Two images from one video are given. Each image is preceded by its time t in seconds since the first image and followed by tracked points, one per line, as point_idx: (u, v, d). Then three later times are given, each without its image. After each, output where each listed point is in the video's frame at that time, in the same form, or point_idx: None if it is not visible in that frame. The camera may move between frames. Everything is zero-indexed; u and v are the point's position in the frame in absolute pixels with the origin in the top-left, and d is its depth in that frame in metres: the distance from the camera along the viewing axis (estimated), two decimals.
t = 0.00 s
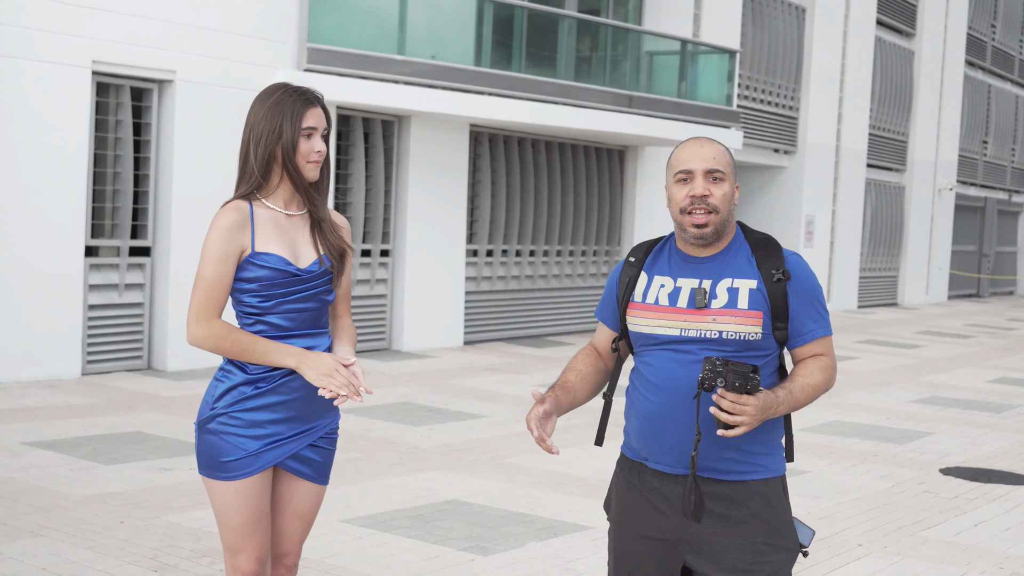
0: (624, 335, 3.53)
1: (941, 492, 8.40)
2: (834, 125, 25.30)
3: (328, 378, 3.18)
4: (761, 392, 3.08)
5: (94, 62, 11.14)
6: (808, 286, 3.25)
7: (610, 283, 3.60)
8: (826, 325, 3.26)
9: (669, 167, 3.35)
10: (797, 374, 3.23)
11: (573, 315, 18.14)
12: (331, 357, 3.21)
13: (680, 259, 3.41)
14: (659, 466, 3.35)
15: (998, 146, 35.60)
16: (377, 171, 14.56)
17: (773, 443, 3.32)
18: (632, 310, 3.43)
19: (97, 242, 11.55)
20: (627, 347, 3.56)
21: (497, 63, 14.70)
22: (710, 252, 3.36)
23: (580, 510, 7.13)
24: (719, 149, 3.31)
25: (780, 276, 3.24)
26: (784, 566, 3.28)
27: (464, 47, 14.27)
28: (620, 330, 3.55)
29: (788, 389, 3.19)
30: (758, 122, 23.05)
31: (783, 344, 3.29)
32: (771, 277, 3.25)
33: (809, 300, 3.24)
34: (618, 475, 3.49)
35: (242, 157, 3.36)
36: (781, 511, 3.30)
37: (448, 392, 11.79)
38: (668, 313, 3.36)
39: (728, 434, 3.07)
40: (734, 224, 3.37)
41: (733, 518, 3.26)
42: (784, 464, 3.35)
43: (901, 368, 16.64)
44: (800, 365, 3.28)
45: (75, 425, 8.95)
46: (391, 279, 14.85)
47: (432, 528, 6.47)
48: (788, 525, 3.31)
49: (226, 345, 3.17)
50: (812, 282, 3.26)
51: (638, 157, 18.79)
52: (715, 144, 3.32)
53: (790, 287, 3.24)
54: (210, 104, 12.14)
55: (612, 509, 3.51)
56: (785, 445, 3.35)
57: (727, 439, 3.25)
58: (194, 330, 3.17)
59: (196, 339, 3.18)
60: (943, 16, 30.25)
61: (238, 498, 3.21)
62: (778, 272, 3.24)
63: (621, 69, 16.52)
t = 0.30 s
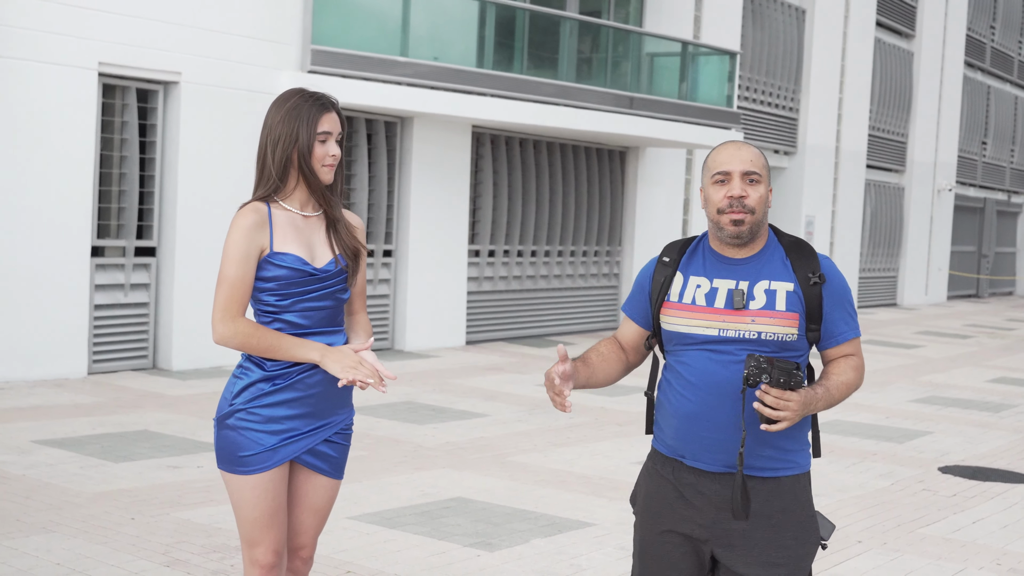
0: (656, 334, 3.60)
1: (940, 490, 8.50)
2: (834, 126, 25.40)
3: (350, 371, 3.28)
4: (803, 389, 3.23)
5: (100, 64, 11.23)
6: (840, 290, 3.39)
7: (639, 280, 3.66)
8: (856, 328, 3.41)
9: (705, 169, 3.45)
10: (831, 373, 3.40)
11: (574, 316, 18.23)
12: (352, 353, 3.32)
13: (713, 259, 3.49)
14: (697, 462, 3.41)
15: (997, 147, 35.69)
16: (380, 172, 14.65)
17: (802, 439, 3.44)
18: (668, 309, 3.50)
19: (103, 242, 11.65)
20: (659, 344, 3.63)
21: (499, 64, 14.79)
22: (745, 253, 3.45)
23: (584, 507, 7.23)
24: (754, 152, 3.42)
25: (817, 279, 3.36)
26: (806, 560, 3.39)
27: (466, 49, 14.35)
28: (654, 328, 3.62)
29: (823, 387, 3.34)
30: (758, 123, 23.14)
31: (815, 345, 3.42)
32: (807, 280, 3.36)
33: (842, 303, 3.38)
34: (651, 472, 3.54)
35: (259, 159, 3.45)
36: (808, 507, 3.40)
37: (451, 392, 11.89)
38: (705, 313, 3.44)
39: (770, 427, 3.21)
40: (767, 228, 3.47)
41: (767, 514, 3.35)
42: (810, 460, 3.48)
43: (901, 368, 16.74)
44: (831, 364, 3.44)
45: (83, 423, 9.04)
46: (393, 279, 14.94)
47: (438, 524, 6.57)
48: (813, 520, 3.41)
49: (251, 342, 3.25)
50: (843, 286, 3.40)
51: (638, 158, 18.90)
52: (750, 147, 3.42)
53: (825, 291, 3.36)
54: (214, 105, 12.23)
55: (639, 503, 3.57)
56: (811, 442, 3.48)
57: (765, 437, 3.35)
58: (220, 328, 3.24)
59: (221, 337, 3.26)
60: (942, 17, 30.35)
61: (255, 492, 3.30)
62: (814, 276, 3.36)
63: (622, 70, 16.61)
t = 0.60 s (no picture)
0: (677, 342, 3.64)
1: (936, 489, 8.58)
2: (832, 127, 25.48)
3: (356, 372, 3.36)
4: (830, 394, 3.32)
5: (104, 66, 11.32)
6: (858, 296, 3.46)
7: (659, 289, 3.69)
8: (874, 330, 3.49)
9: (722, 184, 3.53)
10: (853, 375, 3.49)
11: (574, 316, 18.30)
12: (357, 354, 3.41)
13: (734, 269, 3.55)
14: (723, 465, 3.48)
15: (996, 147, 35.76)
16: (380, 173, 14.72)
17: (822, 439, 3.51)
18: (691, 320, 3.56)
19: (106, 243, 11.73)
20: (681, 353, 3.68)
21: (499, 66, 14.87)
22: (765, 263, 3.52)
23: (584, 506, 7.32)
24: (769, 164, 3.50)
25: (836, 286, 3.43)
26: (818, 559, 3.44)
27: (466, 51, 14.42)
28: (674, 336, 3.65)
29: (845, 390, 3.45)
30: (757, 125, 23.22)
31: (835, 349, 3.50)
32: (827, 288, 3.43)
33: (860, 308, 3.46)
34: (675, 470, 3.62)
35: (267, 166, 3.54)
36: (824, 509, 3.48)
37: (453, 392, 11.97)
38: (729, 323, 3.50)
39: (800, 432, 3.28)
40: (784, 237, 3.54)
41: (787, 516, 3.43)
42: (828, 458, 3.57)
43: (899, 368, 16.82)
44: (851, 366, 3.52)
45: (88, 423, 9.13)
46: (394, 280, 15.02)
47: (440, 522, 6.66)
48: (825, 518, 3.48)
49: (260, 345, 3.34)
50: (861, 291, 3.48)
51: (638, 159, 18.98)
52: (765, 159, 3.50)
53: (844, 297, 3.44)
54: (217, 107, 12.32)
55: (653, 495, 3.63)
56: (830, 441, 3.56)
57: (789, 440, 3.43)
58: (229, 331, 3.33)
59: (230, 339, 3.34)
60: (940, 19, 30.44)
61: (264, 489, 3.39)
62: (833, 283, 3.43)
63: (621, 72, 16.68)
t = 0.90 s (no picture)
0: (677, 340, 3.49)
1: (928, 487, 8.66)
2: (830, 127, 25.58)
3: (353, 368, 3.45)
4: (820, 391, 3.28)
5: (103, 68, 11.39)
6: (852, 300, 3.40)
7: (658, 286, 3.54)
8: (865, 334, 3.43)
9: (717, 193, 3.40)
10: (842, 376, 3.43)
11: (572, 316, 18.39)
12: (352, 350, 3.49)
13: (732, 269, 3.45)
14: (715, 461, 3.40)
15: (993, 148, 35.89)
16: (379, 174, 14.81)
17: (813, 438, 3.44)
18: (688, 317, 3.45)
19: (105, 243, 11.80)
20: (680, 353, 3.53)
21: (497, 67, 14.94)
22: (763, 265, 3.42)
23: (578, 504, 7.38)
24: (761, 169, 3.39)
25: (831, 289, 3.35)
26: (807, 556, 3.38)
27: (464, 53, 14.50)
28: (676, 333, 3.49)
29: (833, 389, 3.38)
30: (754, 125, 23.30)
31: (826, 351, 3.43)
32: (822, 290, 3.36)
33: (853, 312, 3.40)
34: (664, 469, 3.52)
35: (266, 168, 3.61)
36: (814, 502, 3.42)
37: (450, 391, 12.04)
38: (726, 320, 3.40)
39: (789, 427, 3.24)
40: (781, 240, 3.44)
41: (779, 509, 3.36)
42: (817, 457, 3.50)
43: (894, 368, 16.90)
44: (840, 369, 3.46)
45: (87, 422, 9.19)
46: (392, 280, 15.11)
47: (435, 520, 6.72)
48: (814, 515, 3.41)
49: (259, 344, 3.42)
50: (854, 296, 3.42)
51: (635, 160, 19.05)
52: (757, 165, 3.39)
53: (839, 299, 3.36)
54: (215, 108, 12.39)
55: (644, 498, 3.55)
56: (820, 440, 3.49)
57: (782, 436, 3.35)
58: (228, 331, 3.40)
59: (229, 339, 3.42)
60: (938, 19, 30.52)
61: (261, 484, 3.47)
62: (829, 285, 3.36)
63: (619, 73, 16.77)
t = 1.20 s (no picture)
0: (659, 337, 3.56)
1: (920, 484, 8.73)
2: (827, 127, 25.65)
3: (347, 362, 3.52)
4: (802, 388, 3.35)
5: (101, 68, 11.45)
6: (832, 297, 3.48)
7: (643, 284, 3.62)
8: (846, 330, 3.51)
9: (703, 191, 3.46)
10: (823, 371, 3.50)
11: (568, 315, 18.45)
12: (345, 345, 3.55)
13: (715, 267, 3.51)
14: (700, 456, 3.45)
15: (991, 148, 35.97)
16: (376, 173, 14.88)
17: (795, 432, 3.50)
18: (672, 314, 3.50)
19: (104, 242, 11.88)
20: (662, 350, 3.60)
21: (494, 67, 15.02)
22: (745, 263, 3.48)
23: (573, 500, 7.45)
24: (750, 170, 3.44)
25: (813, 285, 3.43)
26: (791, 545, 3.46)
27: (461, 53, 14.56)
28: (659, 330, 3.56)
29: (814, 385, 3.46)
30: (751, 125, 23.38)
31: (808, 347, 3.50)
32: (804, 286, 3.43)
33: (834, 309, 3.47)
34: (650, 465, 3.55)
35: (260, 167, 3.67)
36: (795, 496, 3.48)
37: (447, 390, 12.10)
38: (709, 317, 3.46)
39: (771, 423, 3.32)
40: (764, 240, 3.51)
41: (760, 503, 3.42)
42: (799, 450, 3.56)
43: (890, 367, 16.97)
44: (821, 363, 3.53)
45: (86, 420, 9.26)
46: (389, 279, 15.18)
47: (430, 516, 6.80)
48: (797, 504, 3.49)
49: (253, 339, 3.49)
50: (835, 293, 3.49)
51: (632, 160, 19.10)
52: (745, 166, 3.43)
53: (821, 296, 3.44)
54: (213, 108, 12.45)
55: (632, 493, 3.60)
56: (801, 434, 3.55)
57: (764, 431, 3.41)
58: (223, 326, 3.47)
59: (224, 334, 3.48)
60: (935, 19, 30.59)
61: (255, 476, 3.53)
62: (811, 282, 3.43)
63: (617, 73, 16.83)
